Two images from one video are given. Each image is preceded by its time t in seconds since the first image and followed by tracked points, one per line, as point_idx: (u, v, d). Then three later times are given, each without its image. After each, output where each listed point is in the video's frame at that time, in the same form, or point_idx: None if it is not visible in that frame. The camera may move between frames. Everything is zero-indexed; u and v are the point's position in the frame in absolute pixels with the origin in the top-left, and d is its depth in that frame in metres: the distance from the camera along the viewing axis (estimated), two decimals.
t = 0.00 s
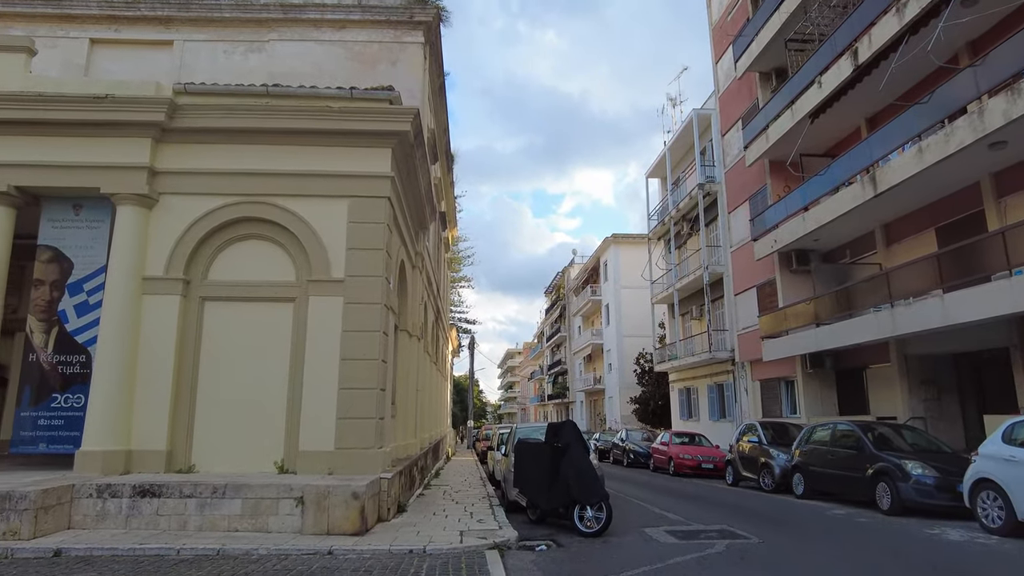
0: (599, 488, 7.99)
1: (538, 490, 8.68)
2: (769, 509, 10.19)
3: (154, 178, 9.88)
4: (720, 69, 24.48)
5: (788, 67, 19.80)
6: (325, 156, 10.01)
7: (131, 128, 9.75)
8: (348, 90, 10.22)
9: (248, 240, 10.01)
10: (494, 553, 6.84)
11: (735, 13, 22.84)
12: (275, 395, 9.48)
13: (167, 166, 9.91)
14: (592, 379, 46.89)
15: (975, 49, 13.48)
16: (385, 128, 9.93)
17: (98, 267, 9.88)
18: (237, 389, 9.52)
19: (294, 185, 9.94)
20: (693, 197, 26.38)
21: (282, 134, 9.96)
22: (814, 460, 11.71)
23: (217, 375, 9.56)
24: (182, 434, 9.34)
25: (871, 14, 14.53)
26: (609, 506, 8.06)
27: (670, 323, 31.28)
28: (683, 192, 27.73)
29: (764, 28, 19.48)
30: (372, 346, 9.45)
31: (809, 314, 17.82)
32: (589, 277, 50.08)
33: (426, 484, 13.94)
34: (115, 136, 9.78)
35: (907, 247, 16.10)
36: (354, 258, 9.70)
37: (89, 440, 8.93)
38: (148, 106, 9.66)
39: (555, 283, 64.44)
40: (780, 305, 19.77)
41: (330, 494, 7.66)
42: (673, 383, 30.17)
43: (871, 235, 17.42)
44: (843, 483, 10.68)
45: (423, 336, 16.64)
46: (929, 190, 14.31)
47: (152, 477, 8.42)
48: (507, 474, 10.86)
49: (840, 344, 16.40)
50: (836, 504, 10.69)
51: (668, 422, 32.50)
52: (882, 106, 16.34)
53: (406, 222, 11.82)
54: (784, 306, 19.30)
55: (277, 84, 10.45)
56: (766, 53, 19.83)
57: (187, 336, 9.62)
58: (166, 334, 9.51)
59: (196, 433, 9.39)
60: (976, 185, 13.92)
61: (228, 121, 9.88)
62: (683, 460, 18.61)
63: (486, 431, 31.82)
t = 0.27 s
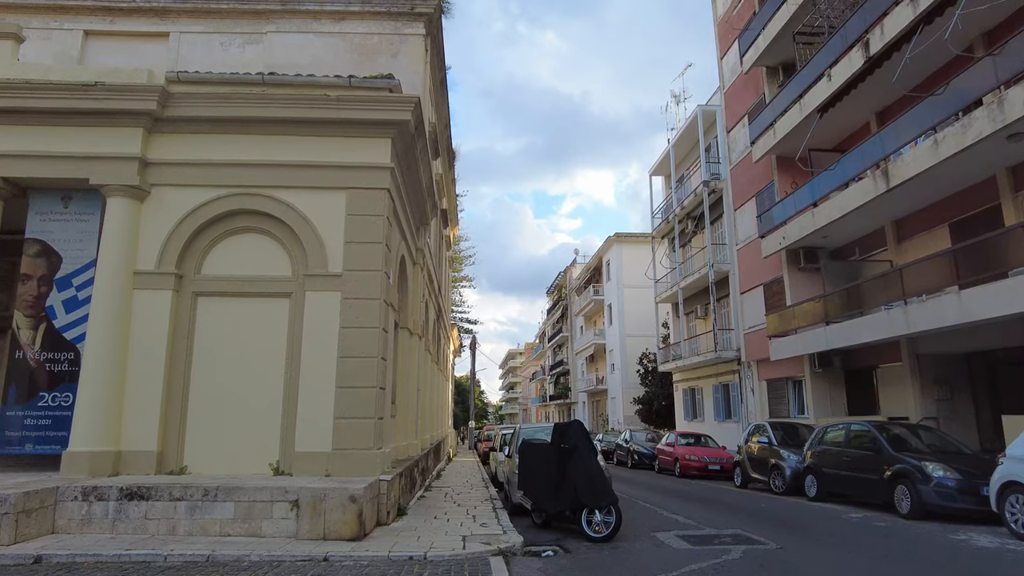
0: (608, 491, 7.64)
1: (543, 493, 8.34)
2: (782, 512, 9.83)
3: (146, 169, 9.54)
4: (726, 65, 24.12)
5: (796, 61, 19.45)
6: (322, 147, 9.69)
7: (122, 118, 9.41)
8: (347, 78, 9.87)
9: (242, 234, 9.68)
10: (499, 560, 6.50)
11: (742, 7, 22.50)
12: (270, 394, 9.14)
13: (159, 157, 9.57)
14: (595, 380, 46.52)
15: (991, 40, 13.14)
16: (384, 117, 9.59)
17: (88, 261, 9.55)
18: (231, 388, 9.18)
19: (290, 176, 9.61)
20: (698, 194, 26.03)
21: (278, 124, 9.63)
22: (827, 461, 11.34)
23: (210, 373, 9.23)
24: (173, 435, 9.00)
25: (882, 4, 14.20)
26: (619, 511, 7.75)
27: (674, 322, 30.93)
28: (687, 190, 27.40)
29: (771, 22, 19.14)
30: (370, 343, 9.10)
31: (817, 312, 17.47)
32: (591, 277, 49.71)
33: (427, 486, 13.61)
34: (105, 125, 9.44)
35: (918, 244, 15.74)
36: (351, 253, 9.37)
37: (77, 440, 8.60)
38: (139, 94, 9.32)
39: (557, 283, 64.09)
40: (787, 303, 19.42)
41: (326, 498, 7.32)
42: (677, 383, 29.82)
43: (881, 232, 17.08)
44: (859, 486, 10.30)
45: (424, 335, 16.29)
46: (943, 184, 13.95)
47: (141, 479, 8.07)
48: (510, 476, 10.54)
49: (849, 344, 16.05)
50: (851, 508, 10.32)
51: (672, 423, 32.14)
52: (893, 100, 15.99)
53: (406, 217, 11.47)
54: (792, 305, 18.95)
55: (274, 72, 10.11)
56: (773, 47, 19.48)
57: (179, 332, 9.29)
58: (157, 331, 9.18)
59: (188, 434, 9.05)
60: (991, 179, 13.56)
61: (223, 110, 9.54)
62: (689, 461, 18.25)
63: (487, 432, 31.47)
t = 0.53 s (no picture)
0: (618, 496, 7.29)
1: (549, 498, 7.99)
2: (797, 517, 9.47)
3: (137, 161, 9.20)
4: (732, 61, 23.78)
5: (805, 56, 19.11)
6: (320, 138, 9.35)
7: (113, 107, 9.07)
8: (346, 67, 9.53)
9: (237, 229, 9.34)
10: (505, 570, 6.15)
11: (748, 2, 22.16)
12: (265, 394, 8.80)
13: (151, 148, 9.23)
14: (597, 381, 46.14)
15: (1008, 31, 12.80)
16: (385, 108, 9.25)
17: (77, 256, 9.21)
18: (224, 388, 8.83)
19: (287, 169, 9.28)
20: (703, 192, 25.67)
21: (274, 114, 9.29)
22: (842, 465, 10.96)
23: (203, 372, 8.88)
24: (165, 436, 8.66)
25: None
26: (629, 516, 7.41)
27: (678, 322, 30.56)
28: (692, 188, 27.05)
29: (779, 16, 18.80)
30: (369, 341, 8.75)
31: (827, 312, 17.10)
32: (593, 277, 49.32)
33: (428, 489, 13.26)
34: (94, 115, 9.10)
35: (931, 241, 15.38)
36: (350, 247, 9.02)
37: (63, 442, 8.25)
38: (129, 83, 8.98)
39: (559, 284, 63.74)
40: (795, 303, 19.05)
41: (322, 503, 6.97)
42: (681, 384, 29.44)
43: (892, 230, 16.72)
44: (876, 490, 9.94)
45: (426, 334, 15.94)
46: (959, 180, 13.60)
47: (129, 483, 7.72)
48: (514, 479, 10.18)
49: (860, 344, 15.68)
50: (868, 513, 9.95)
51: (676, 424, 31.77)
52: (905, 94, 15.64)
53: (407, 211, 11.13)
54: (801, 304, 18.58)
55: (270, 61, 9.76)
56: (781, 41, 19.13)
57: (171, 330, 8.95)
58: (148, 328, 8.83)
59: (180, 435, 8.71)
60: (1008, 175, 13.20)
61: (217, 100, 9.21)
62: (695, 464, 17.87)
63: (489, 434, 31.08)
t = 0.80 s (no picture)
0: (628, 499, 6.94)
1: (555, 501, 7.65)
2: (811, 521, 9.13)
3: (127, 150, 8.85)
4: (736, 56, 23.45)
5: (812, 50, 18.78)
6: (317, 127, 9.01)
7: (102, 94, 8.73)
8: (343, 54, 9.17)
9: (230, 221, 9.00)
10: None
11: None
12: (259, 393, 8.46)
13: (141, 137, 8.89)
14: (598, 380, 45.79)
15: None
16: (384, 95, 8.91)
17: (64, 249, 8.86)
18: (217, 386, 8.49)
19: (282, 159, 8.94)
20: (707, 189, 25.34)
21: (270, 101, 8.95)
22: (855, 466, 10.62)
23: (194, 370, 8.53)
24: (154, 436, 8.31)
25: None
26: (640, 519, 6.98)
27: (681, 321, 30.22)
28: (696, 185, 26.72)
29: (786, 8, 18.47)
30: (367, 337, 8.41)
31: (835, 310, 16.76)
32: (595, 276, 48.96)
33: (429, 491, 12.92)
34: (83, 102, 8.76)
35: (942, 237, 15.04)
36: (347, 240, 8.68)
37: (47, 442, 7.91)
38: (119, 69, 8.64)
39: (559, 283, 63.38)
40: (802, 301, 18.71)
41: (317, 507, 6.63)
42: (684, 384, 29.09)
43: (902, 226, 16.38)
44: (892, 492, 9.60)
45: (426, 332, 15.60)
46: (973, 174, 13.26)
47: (115, 485, 7.38)
48: (517, 481, 9.84)
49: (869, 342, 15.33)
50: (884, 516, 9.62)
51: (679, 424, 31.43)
52: (916, 87, 15.31)
53: (407, 205, 10.78)
54: (808, 302, 18.24)
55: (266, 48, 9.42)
56: (788, 34, 18.80)
57: (162, 325, 8.60)
58: (138, 324, 8.49)
59: (170, 435, 8.38)
60: None
61: (211, 87, 8.87)
62: (701, 464, 17.52)
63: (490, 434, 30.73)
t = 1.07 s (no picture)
0: (641, 507, 6.61)
1: (564, 509, 7.31)
2: (828, 528, 8.80)
3: (119, 144, 8.54)
4: (741, 55, 23.18)
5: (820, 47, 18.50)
6: (317, 120, 8.71)
7: (93, 86, 8.42)
8: (343, 44, 8.85)
9: (226, 217, 8.69)
10: None
11: None
12: (255, 396, 8.13)
13: (134, 130, 8.58)
14: (600, 383, 45.40)
15: None
16: (386, 87, 8.62)
17: (53, 246, 8.55)
18: (211, 389, 8.16)
19: (280, 153, 8.63)
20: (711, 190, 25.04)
21: (267, 93, 8.64)
22: (871, 471, 10.29)
23: (187, 372, 8.20)
24: (146, 441, 7.98)
25: None
26: (655, 529, 6.69)
27: (684, 323, 29.88)
28: (700, 186, 26.42)
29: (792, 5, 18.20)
30: (367, 337, 8.09)
31: (844, 311, 16.44)
32: (596, 279, 48.61)
33: (430, 496, 12.58)
34: (74, 94, 8.45)
35: (954, 237, 14.73)
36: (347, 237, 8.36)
37: (33, 447, 7.58)
38: (111, 59, 8.34)
39: (560, 285, 62.98)
40: (810, 302, 18.39)
41: (316, 515, 6.31)
42: (688, 387, 28.74)
43: (912, 226, 16.07)
44: (911, 499, 9.27)
45: (427, 334, 15.27)
46: (987, 172, 12.95)
47: (104, 492, 7.04)
48: (523, 487, 9.50)
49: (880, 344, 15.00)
50: (902, 523, 9.29)
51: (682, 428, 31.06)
52: (928, 84, 15.02)
53: (408, 201, 10.46)
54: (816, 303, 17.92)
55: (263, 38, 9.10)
56: (795, 32, 18.52)
57: (154, 325, 8.27)
58: (129, 324, 8.17)
59: (163, 439, 8.04)
60: None
61: (207, 78, 8.57)
62: (707, 469, 17.15)
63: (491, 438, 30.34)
